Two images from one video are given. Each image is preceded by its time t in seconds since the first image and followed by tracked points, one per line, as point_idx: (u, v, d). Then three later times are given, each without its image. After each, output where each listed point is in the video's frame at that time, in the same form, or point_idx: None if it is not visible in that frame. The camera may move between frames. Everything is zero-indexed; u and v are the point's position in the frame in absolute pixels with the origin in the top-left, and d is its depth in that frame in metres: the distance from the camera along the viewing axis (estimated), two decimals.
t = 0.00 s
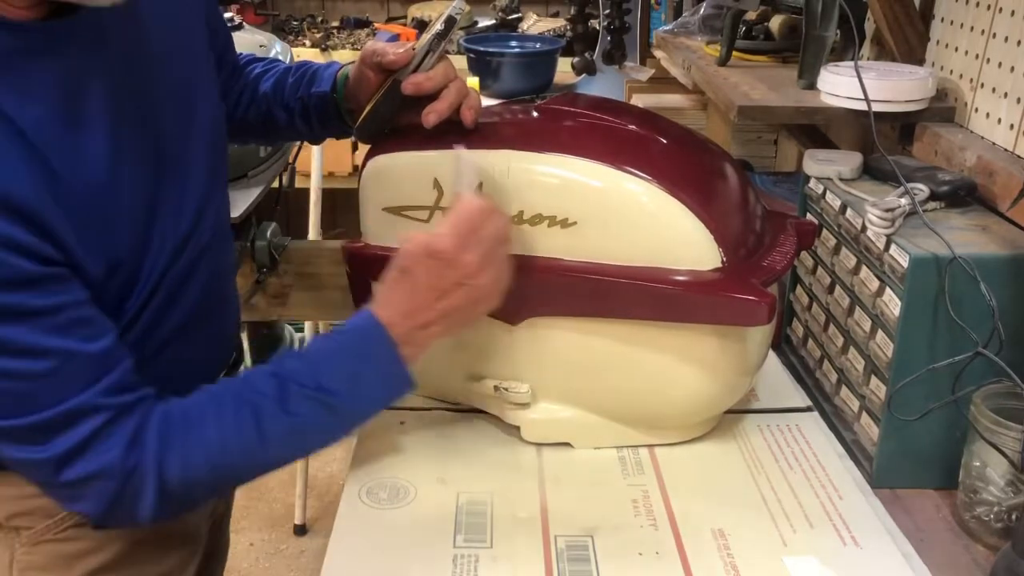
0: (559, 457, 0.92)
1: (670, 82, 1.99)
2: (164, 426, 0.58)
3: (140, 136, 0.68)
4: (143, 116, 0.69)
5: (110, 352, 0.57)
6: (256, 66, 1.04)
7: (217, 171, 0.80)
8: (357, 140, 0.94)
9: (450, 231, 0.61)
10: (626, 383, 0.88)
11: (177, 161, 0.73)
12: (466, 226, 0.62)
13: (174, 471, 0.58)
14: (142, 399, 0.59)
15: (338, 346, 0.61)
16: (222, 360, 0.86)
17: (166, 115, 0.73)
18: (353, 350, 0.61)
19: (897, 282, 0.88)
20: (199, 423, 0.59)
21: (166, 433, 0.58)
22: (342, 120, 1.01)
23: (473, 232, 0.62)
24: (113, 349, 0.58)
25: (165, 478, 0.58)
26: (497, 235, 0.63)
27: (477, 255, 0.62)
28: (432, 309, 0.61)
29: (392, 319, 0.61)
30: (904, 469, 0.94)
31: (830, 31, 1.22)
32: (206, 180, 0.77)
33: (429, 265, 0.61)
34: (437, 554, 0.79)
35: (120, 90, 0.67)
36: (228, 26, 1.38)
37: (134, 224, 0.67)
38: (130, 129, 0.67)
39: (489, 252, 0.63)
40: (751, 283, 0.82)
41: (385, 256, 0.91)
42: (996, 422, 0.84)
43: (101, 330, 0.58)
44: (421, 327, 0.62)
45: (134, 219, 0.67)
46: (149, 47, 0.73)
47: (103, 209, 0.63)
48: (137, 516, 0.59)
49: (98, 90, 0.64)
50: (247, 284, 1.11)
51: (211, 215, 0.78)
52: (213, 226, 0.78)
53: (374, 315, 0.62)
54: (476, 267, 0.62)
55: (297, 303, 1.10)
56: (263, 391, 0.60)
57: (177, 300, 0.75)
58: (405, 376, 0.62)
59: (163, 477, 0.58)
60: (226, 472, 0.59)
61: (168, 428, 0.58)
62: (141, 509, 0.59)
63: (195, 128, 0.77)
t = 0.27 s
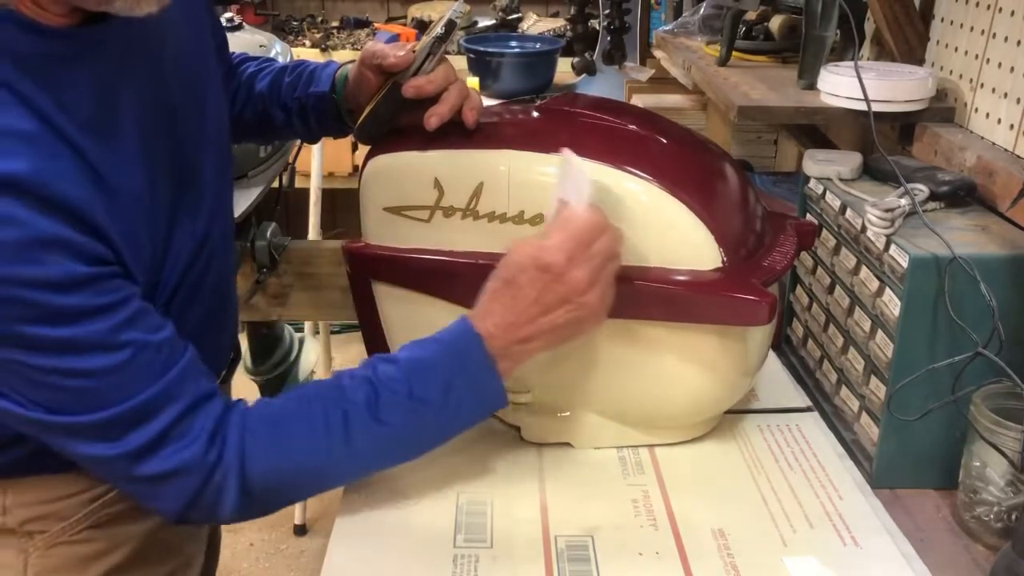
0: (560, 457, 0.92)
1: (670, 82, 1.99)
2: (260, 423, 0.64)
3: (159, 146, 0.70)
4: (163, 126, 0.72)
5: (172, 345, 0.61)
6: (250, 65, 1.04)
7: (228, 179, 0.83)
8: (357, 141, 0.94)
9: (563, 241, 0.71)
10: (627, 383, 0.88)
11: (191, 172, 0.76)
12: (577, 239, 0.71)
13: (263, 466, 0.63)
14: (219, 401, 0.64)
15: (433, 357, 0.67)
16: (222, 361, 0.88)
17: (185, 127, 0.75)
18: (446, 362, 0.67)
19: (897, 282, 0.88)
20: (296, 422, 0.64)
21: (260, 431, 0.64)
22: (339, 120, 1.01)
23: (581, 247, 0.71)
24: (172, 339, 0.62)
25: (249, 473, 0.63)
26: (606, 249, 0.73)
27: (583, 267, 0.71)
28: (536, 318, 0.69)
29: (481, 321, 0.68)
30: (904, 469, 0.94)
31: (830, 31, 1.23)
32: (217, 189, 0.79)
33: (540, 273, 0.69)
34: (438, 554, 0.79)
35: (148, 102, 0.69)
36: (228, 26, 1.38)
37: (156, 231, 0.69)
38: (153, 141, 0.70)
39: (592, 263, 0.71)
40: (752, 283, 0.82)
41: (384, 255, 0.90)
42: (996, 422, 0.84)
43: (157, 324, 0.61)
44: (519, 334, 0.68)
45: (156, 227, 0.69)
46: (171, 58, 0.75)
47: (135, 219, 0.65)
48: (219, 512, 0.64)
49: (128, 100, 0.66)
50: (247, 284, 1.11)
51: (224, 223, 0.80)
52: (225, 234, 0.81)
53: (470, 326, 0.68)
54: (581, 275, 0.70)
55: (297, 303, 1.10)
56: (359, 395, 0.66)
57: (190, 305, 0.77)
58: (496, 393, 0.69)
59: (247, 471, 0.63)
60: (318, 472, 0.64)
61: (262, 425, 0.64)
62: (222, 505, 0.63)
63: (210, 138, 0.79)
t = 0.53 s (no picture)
0: (559, 457, 0.92)
1: (670, 82, 1.99)
2: (252, 409, 0.64)
3: (137, 144, 0.70)
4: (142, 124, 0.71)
5: (152, 327, 0.61)
6: (245, 66, 1.04)
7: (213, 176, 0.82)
8: (356, 141, 0.93)
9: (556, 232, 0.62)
10: (626, 383, 0.88)
11: (171, 170, 0.75)
12: (561, 224, 0.62)
13: (249, 452, 0.62)
14: (208, 389, 0.63)
15: (427, 340, 0.65)
16: (210, 358, 0.89)
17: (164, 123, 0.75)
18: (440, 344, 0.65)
19: (897, 282, 0.88)
20: (288, 407, 0.64)
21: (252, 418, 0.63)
22: (337, 119, 1.01)
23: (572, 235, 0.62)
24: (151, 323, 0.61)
25: (235, 460, 0.62)
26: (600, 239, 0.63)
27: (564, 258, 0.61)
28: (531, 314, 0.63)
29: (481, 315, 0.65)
30: (905, 469, 0.94)
31: (829, 31, 1.23)
32: (200, 186, 0.79)
33: (529, 267, 0.62)
34: (438, 554, 0.79)
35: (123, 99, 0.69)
36: (228, 26, 1.38)
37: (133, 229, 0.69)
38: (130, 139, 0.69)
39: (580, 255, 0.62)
40: (751, 283, 0.82)
41: (384, 257, 0.90)
42: (996, 422, 0.84)
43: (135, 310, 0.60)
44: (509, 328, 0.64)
45: (133, 226, 0.69)
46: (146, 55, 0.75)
47: (112, 217, 0.65)
48: (211, 500, 0.63)
49: (102, 100, 0.66)
50: (247, 284, 1.11)
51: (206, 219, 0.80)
52: (209, 231, 0.81)
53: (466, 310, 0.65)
54: (570, 270, 0.62)
55: (297, 303, 1.10)
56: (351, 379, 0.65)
57: (171, 302, 0.77)
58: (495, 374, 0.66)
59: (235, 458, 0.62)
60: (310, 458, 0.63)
61: (253, 411, 0.64)
62: (212, 493, 0.63)
63: (191, 136, 0.79)
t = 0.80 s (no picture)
0: (559, 458, 0.92)
1: (670, 82, 1.99)
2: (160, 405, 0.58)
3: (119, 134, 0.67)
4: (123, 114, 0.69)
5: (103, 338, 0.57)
6: (243, 65, 1.03)
7: (193, 169, 0.80)
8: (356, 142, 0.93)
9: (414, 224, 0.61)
10: (626, 383, 0.88)
11: (155, 162, 0.73)
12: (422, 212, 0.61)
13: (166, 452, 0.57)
14: (139, 381, 0.59)
15: (332, 323, 0.60)
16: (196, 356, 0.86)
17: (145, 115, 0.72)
18: (346, 326, 0.60)
19: (897, 282, 0.88)
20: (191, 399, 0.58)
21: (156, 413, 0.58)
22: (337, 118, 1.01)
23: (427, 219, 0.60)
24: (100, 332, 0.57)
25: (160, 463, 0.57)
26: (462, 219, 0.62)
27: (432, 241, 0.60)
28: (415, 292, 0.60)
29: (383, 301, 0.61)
30: (904, 469, 0.94)
31: (830, 31, 1.23)
32: (182, 179, 0.76)
33: (397, 258, 0.60)
34: (438, 554, 0.79)
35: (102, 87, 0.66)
36: (228, 26, 1.37)
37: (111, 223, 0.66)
38: (110, 129, 0.66)
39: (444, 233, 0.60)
40: (751, 283, 0.82)
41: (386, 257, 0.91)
42: (996, 422, 0.84)
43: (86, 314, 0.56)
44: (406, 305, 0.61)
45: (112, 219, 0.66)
46: (120, 45, 0.71)
47: (80, 210, 0.61)
48: (135, 495, 0.59)
49: (78, 86, 0.63)
50: (247, 284, 1.10)
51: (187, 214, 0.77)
52: (189, 225, 0.78)
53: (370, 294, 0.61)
54: (428, 256, 0.59)
55: (296, 302, 1.10)
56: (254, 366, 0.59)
57: (151, 300, 0.74)
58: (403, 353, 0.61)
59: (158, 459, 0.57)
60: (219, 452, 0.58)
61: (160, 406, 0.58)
62: (139, 489, 0.58)
63: (173, 127, 0.76)
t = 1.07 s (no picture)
0: (559, 458, 0.92)
1: (670, 82, 2.00)
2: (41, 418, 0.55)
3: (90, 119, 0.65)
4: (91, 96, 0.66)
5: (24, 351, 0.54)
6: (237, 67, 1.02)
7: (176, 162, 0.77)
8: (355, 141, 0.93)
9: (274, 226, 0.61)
10: (626, 383, 0.88)
11: (135, 151, 0.70)
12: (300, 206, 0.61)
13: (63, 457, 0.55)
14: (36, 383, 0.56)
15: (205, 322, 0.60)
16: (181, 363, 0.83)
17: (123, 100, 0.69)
18: (224, 319, 0.60)
19: (897, 282, 0.88)
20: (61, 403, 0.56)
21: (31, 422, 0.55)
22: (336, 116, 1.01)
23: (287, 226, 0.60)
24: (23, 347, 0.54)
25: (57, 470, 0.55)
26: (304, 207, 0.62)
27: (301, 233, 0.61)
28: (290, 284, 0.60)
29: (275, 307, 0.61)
30: (904, 469, 0.94)
31: (830, 31, 1.23)
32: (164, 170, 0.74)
33: (270, 253, 0.60)
34: (438, 554, 0.79)
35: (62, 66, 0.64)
36: (228, 26, 1.37)
37: (74, 209, 0.63)
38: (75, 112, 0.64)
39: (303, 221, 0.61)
40: (751, 283, 0.82)
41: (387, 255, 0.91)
42: (997, 422, 0.84)
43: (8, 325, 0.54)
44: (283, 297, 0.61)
45: (77, 205, 0.63)
46: (103, 37, 0.69)
47: (35, 202, 0.60)
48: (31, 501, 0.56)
49: (32, 74, 0.61)
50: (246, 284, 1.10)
51: (169, 205, 0.75)
52: (172, 219, 0.75)
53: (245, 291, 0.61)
54: (302, 248, 0.59)
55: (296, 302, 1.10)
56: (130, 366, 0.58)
57: (128, 301, 0.71)
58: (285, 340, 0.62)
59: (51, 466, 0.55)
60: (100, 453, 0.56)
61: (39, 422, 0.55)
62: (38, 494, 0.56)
63: (156, 117, 0.73)
